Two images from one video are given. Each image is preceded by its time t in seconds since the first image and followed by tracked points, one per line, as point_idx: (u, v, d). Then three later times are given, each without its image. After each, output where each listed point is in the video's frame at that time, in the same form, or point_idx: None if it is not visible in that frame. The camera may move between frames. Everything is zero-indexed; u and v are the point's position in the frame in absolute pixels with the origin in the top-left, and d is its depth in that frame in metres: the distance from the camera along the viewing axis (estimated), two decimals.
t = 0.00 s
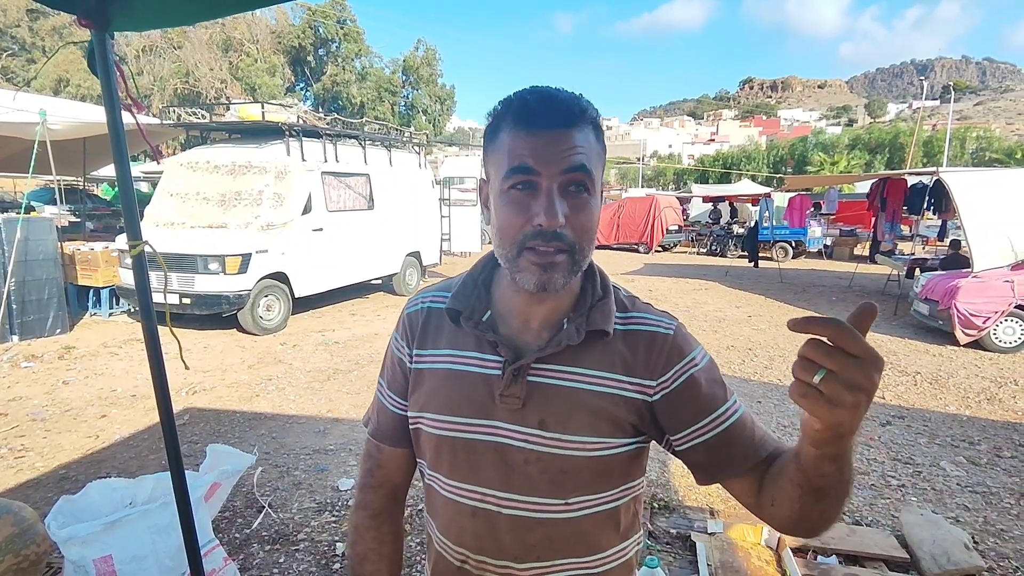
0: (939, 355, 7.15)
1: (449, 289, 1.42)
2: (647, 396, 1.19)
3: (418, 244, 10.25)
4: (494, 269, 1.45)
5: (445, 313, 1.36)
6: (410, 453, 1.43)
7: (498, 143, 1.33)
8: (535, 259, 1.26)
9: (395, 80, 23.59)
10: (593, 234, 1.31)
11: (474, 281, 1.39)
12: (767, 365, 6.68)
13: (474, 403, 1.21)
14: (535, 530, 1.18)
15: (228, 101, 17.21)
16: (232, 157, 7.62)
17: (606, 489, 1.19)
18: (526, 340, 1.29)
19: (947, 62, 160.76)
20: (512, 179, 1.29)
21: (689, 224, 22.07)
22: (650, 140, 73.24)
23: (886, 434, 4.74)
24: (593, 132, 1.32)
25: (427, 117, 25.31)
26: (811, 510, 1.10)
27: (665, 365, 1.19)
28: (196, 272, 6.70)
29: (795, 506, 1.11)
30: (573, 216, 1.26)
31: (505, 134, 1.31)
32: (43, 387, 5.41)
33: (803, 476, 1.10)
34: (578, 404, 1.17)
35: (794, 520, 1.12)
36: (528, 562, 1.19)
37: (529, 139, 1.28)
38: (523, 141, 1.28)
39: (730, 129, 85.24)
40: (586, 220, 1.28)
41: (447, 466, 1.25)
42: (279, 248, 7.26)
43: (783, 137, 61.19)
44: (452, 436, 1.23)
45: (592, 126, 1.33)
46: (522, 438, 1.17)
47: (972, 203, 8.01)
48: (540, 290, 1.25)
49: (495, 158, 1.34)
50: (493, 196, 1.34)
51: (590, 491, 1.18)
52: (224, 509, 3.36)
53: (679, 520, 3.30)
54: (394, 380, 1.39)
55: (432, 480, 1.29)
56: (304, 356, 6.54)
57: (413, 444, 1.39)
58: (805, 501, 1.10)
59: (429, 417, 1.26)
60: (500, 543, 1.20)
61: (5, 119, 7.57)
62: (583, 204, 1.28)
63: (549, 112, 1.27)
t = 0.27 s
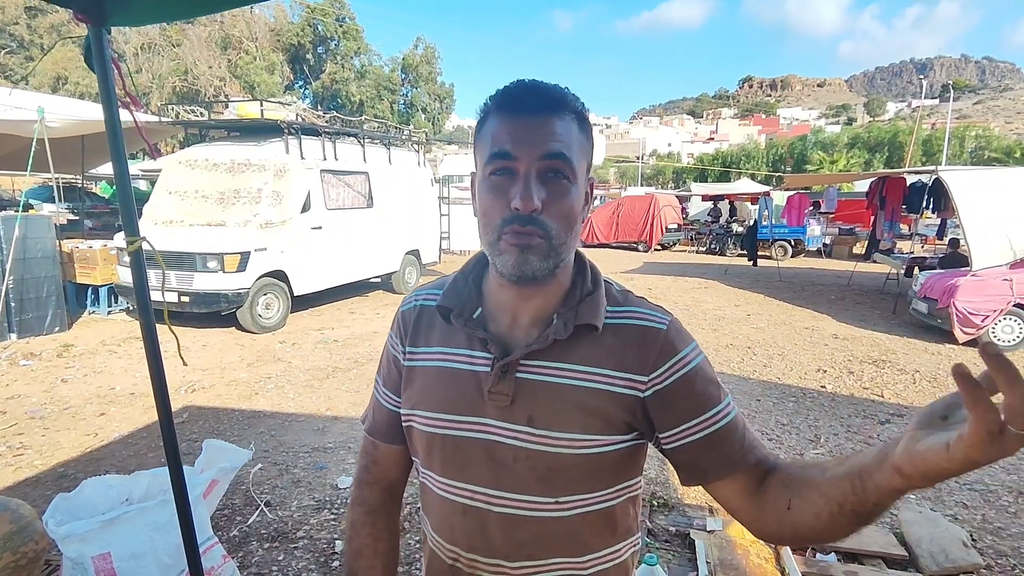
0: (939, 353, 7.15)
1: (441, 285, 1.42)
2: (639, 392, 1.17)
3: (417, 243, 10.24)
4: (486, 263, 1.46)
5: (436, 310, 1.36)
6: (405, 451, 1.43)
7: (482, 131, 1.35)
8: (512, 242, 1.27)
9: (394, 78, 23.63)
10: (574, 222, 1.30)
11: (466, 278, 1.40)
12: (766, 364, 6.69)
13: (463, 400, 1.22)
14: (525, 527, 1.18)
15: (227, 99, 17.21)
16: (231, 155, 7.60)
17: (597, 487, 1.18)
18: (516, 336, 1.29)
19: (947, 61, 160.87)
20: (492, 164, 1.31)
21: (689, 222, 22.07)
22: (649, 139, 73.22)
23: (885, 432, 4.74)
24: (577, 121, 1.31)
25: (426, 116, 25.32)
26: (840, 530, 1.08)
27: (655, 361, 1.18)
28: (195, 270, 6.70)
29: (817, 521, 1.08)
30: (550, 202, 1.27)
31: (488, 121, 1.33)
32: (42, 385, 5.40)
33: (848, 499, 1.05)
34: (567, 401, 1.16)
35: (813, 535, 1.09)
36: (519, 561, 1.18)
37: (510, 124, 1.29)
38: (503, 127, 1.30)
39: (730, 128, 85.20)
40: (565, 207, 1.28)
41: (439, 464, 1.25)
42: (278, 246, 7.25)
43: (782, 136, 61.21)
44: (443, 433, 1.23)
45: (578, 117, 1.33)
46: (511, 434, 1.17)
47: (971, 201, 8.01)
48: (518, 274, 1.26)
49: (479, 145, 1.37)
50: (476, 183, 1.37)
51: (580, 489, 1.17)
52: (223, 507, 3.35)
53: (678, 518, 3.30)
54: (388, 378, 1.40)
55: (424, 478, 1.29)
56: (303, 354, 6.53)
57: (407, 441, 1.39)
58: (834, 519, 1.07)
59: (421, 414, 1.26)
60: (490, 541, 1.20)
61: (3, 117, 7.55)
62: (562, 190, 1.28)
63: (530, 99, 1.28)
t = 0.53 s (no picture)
0: (938, 352, 7.15)
1: (439, 287, 1.41)
2: (641, 399, 1.18)
3: (416, 241, 10.23)
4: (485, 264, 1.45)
5: (435, 311, 1.35)
6: (402, 451, 1.43)
7: (472, 147, 1.32)
8: (510, 265, 1.26)
9: (393, 77, 23.61)
10: (571, 238, 1.28)
11: (465, 279, 1.39)
12: (766, 363, 6.68)
13: (465, 402, 1.21)
14: (526, 529, 1.18)
15: (226, 97, 17.18)
16: (230, 153, 7.58)
17: (599, 490, 1.18)
18: (517, 340, 1.29)
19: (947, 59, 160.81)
20: (484, 186, 1.29)
21: (688, 221, 22.06)
22: (649, 138, 73.19)
23: (885, 430, 4.74)
24: (569, 131, 1.27)
25: (426, 114, 25.31)
26: None
27: (656, 369, 1.19)
28: (195, 269, 6.69)
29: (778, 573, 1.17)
30: (545, 223, 1.25)
31: (477, 139, 1.30)
32: (41, 384, 5.39)
33: None
34: (570, 404, 1.16)
35: None
36: (521, 564, 1.18)
37: (498, 145, 1.26)
38: (493, 148, 1.27)
39: (729, 127, 85.16)
40: (560, 226, 1.26)
41: (439, 465, 1.24)
42: (277, 245, 7.24)
43: (782, 135, 61.19)
44: (444, 435, 1.22)
45: (568, 123, 1.28)
46: (514, 437, 1.17)
47: (971, 199, 8.01)
48: (517, 295, 1.25)
49: (470, 161, 1.34)
50: (470, 201, 1.35)
51: (583, 492, 1.17)
52: (222, 506, 3.35)
53: (677, 516, 3.30)
54: (387, 378, 1.39)
55: (424, 479, 1.29)
56: (302, 353, 6.53)
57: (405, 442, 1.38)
58: None
59: (421, 415, 1.26)
60: (490, 542, 1.20)
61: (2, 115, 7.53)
62: (557, 209, 1.26)
63: (517, 116, 1.24)
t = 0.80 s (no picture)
0: (936, 351, 7.16)
1: (441, 288, 1.41)
2: (645, 399, 1.19)
3: (415, 241, 10.22)
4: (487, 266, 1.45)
5: (437, 312, 1.35)
6: (400, 454, 1.43)
7: (482, 152, 1.32)
8: (518, 272, 1.26)
9: (393, 76, 23.60)
10: (580, 246, 1.29)
11: (468, 280, 1.39)
12: (765, 362, 6.69)
13: (470, 403, 1.21)
14: (532, 530, 1.18)
15: (225, 96, 17.16)
16: (229, 152, 7.57)
17: (604, 489, 1.19)
18: (521, 340, 1.29)
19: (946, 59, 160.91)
20: (494, 191, 1.28)
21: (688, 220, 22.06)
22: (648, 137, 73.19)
23: (883, 430, 4.75)
24: (581, 140, 1.27)
25: (425, 113, 25.29)
26: None
27: (658, 369, 1.20)
28: (194, 268, 6.69)
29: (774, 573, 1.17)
30: (555, 231, 1.25)
31: (487, 143, 1.30)
32: (40, 383, 5.39)
33: None
34: (575, 405, 1.16)
35: None
36: (526, 565, 1.18)
37: (510, 151, 1.26)
38: (504, 153, 1.26)
39: (728, 126, 85.17)
40: (570, 234, 1.26)
41: (442, 468, 1.24)
42: (277, 244, 7.24)
43: (781, 134, 61.21)
44: (447, 437, 1.22)
45: (580, 131, 1.28)
46: (520, 439, 1.17)
47: (970, 199, 8.02)
48: (524, 301, 1.25)
49: (478, 166, 1.33)
50: (477, 205, 1.34)
51: (588, 492, 1.18)
52: (221, 506, 3.35)
53: (676, 516, 3.31)
54: (386, 380, 1.39)
55: (425, 481, 1.29)
56: (301, 353, 6.52)
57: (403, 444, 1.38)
58: None
59: (423, 418, 1.26)
60: (494, 545, 1.20)
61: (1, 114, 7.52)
62: (568, 217, 1.26)
63: (531, 122, 1.24)
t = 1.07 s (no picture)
0: (934, 351, 7.17)
1: (439, 287, 1.41)
2: (642, 399, 1.19)
3: (414, 240, 10.22)
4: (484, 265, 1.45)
5: (435, 312, 1.35)
6: (400, 454, 1.43)
7: (474, 157, 1.32)
8: (513, 276, 1.26)
9: (391, 76, 23.61)
10: (575, 249, 1.29)
11: (465, 279, 1.39)
12: (763, 362, 6.70)
13: (467, 402, 1.21)
14: (529, 530, 1.18)
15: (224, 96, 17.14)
16: (227, 152, 7.56)
17: (602, 489, 1.19)
18: (518, 339, 1.29)
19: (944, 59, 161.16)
20: (488, 196, 1.29)
21: (686, 220, 22.08)
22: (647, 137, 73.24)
23: (882, 429, 4.76)
24: (574, 142, 1.27)
25: (424, 113, 25.27)
26: None
27: (656, 369, 1.20)
28: (192, 268, 6.68)
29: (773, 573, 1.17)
30: (549, 234, 1.25)
31: (480, 149, 1.30)
32: (38, 383, 5.38)
33: None
34: (573, 405, 1.16)
35: None
36: (524, 565, 1.18)
37: (502, 156, 1.26)
38: (496, 158, 1.27)
39: (727, 126, 85.24)
40: (565, 237, 1.26)
41: (440, 467, 1.24)
42: (275, 244, 7.24)
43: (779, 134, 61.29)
44: (446, 436, 1.22)
45: (573, 134, 1.28)
46: (517, 438, 1.17)
47: (967, 199, 8.04)
48: (520, 305, 1.25)
49: (472, 171, 1.34)
50: (472, 210, 1.35)
51: (586, 492, 1.18)
52: (219, 506, 3.35)
53: (674, 516, 3.31)
54: (386, 379, 1.39)
55: (424, 481, 1.29)
56: (300, 353, 6.52)
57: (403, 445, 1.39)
58: None
59: (422, 417, 1.26)
60: (493, 544, 1.20)
61: None
62: (562, 220, 1.26)
63: (522, 127, 1.24)
